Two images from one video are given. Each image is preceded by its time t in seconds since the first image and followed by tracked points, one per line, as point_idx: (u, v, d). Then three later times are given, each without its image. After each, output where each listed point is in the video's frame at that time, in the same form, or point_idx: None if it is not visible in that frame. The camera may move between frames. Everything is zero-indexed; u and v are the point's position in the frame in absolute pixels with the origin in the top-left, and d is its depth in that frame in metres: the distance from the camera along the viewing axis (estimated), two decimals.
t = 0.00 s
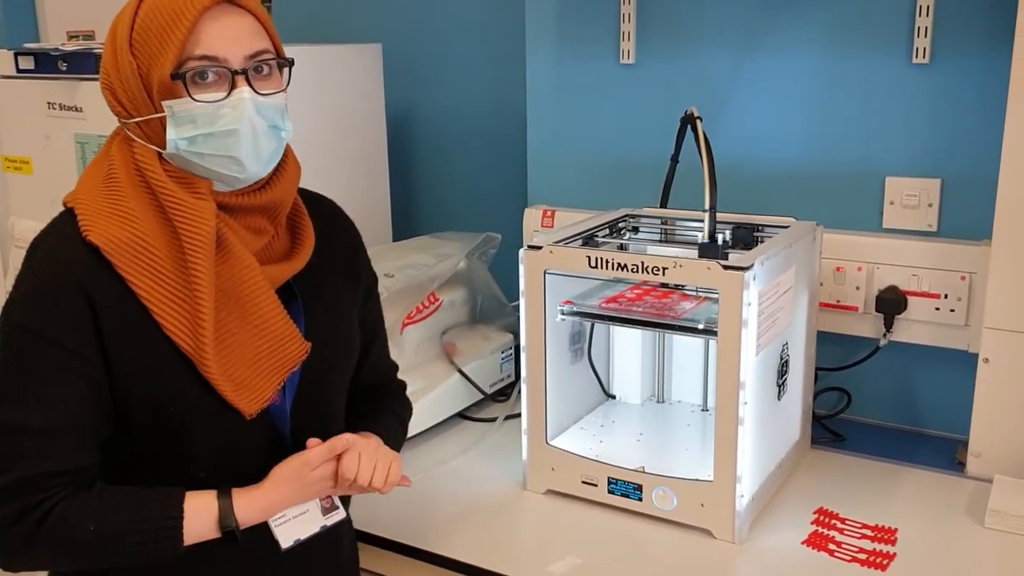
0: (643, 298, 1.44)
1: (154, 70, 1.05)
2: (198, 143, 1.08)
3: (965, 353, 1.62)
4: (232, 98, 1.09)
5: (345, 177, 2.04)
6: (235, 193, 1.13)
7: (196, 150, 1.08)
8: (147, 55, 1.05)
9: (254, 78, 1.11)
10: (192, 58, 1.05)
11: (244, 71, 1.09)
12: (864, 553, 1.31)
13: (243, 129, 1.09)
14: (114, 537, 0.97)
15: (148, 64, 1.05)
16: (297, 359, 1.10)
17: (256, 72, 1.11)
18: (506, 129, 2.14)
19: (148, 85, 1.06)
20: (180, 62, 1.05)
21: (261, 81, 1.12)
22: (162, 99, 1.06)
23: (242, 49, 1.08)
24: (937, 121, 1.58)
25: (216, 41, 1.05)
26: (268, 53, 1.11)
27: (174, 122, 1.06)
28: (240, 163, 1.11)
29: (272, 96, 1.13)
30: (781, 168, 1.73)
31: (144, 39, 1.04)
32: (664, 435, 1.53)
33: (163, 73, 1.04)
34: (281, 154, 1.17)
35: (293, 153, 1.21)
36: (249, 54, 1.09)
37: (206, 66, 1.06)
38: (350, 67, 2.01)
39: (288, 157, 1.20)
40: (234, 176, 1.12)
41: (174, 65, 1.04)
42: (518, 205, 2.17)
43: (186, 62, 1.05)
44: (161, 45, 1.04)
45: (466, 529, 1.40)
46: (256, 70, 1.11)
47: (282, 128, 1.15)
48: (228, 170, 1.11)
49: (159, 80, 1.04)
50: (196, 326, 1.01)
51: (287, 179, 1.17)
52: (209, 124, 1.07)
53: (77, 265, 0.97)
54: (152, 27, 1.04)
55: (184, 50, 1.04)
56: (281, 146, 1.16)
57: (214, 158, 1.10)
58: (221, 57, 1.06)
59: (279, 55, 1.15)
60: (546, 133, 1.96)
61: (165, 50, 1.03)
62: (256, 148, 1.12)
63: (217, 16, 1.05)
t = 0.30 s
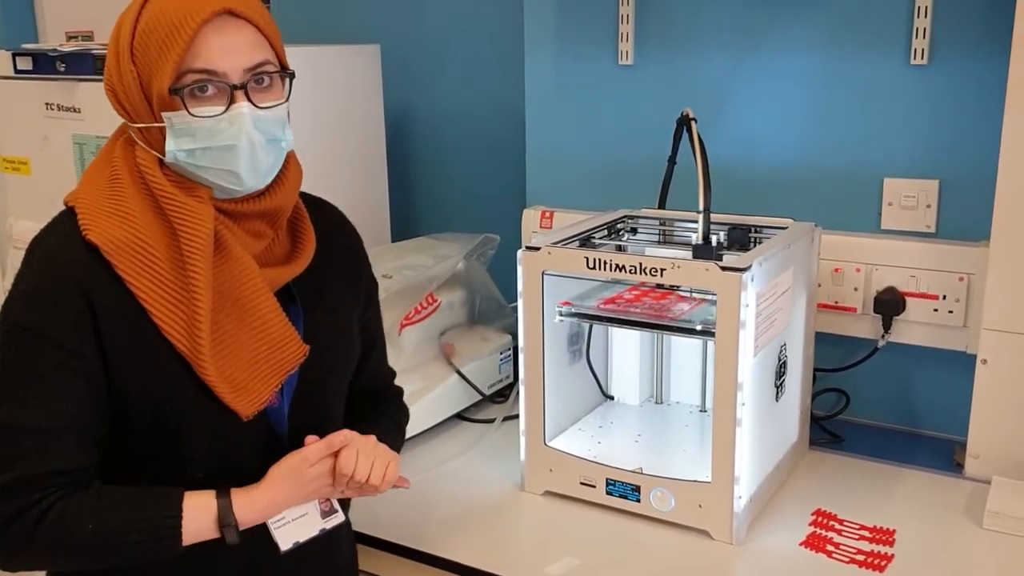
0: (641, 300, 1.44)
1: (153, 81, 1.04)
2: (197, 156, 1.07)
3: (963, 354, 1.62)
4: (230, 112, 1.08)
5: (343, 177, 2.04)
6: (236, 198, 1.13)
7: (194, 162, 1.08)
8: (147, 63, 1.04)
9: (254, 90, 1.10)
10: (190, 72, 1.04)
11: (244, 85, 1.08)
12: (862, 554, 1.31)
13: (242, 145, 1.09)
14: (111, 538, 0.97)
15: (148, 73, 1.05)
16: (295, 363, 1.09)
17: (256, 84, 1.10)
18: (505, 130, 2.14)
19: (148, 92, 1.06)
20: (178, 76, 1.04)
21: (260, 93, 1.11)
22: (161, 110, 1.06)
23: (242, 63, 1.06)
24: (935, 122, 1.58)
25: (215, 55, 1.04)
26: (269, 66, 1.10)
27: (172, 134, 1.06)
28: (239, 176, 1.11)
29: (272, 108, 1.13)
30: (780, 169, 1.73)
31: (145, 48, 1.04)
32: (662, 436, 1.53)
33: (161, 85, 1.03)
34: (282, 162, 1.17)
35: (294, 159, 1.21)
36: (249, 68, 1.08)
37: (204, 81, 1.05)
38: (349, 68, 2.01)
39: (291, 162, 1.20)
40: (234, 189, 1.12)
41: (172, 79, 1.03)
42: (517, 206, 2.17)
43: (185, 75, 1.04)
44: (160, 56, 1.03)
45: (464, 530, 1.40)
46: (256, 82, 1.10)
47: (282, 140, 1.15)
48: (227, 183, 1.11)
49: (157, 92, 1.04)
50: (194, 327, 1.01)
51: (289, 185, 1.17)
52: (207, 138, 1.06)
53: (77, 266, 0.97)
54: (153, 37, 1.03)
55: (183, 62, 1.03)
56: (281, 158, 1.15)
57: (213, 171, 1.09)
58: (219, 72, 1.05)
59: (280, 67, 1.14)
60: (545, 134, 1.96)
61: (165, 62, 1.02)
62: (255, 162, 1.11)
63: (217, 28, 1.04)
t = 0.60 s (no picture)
0: (642, 300, 1.43)
1: (158, 80, 1.04)
2: (201, 156, 1.07)
3: (964, 354, 1.62)
4: (237, 113, 1.08)
5: (344, 178, 2.04)
6: (237, 199, 1.13)
7: (198, 162, 1.07)
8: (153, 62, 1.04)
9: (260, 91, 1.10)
10: (197, 71, 1.04)
11: (250, 86, 1.07)
12: (862, 555, 1.30)
13: (247, 145, 1.08)
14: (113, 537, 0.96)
15: (153, 72, 1.04)
16: (295, 366, 1.09)
17: (263, 85, 1.10)
18: (505, 130, 2.14)
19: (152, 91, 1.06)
20: (185, 75, 1.03)
21: (266, 94, 1.11)
22: (166, 110, 1.05)
23: (249, 63, 1.06)
24: (936, 122, 1.57)
25: (222, 54, 1.04)
26: (276, 66, 1.10)
27: (177, 134, 1.06)
28: (243, 177, 1.10)
29: (278, 109, 1.12)
30: (781, 169, 1.73)
31: (151, 46, 1.03)
32: (662, 436, 1.53)
33: (168, 83, 1.03)
34: (286, 162, 1.16)
35: (296, 160, 1.20)
36: (256, 68, 1.07)
37: (211, 80, 1.04)
38: (349, 68, 2.01)
39: (292, 163, 1.19)
40: (237, 189, 1.11)
41: (179, 78, 1.03)
42: (517, 207, 2.17)
43: (191, 75, 1.04)
44: (166, 55, 1.02)
45: (464, 530, 1.40)
46: (262, 83, 1.09)
47: (287, 142, 1.14)
48: (230, 183, 1.10)
49: (163, 91, 1.04)
50: (194, 329, 1.01)
51: (291, 187, 1.16)
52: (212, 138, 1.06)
53: (77, 267, 0.97)
54: (159, 35, 1.02)
55: (190, 62, 1.03)
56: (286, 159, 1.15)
57: (217, 172, 1.09)
58: (226, 72, 1.05)
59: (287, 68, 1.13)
60: (545, 134, 1.96)
61: (171, 61, 1.02)
62: (260, 163, 1.10)
63: (225, 28, 1.04)
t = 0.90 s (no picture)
0: (643, 301, 1.43)
1: (213, 70, 1.00)
2: (255, 142, 1.07)
3: (966, 356, 1.62)
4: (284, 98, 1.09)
5: (345, 179, 2.04)
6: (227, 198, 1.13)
7: (251, 151, 1.07)
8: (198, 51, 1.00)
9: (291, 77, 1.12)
10: (255, 56, 1.04)
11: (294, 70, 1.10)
12: (864, 557, 1.30)
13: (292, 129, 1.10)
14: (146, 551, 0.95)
15: (202, 63, 1.00)
16: (308, 365, 1.12)
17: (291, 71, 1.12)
18: (507, 131, 2.14)
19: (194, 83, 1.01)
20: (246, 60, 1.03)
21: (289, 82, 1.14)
22: (220, 98, 1.03)
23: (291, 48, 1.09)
24: (938, 124, 1.57)
25: (274, 39, 1.06)
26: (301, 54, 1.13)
27: (233, 122, 1.04)
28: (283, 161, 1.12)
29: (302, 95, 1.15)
30: (783, 170, 1.73)
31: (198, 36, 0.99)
32: (663, 438, 1.53)
33: (236, 68, 1.01)
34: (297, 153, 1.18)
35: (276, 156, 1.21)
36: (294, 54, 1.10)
37: (267, 65, 1.06)
38: (350, 69, 2.01)
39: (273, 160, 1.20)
40: (273, 175, 1.12)
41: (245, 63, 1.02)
42: (519, 208, 2.17)
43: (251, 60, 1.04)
44: (222, 43, 1.00)
45: (467, 532, 1.40)
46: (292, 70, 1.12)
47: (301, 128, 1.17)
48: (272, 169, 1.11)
49: (224, 80, 1.01)
50: (223, 339, 1.00)
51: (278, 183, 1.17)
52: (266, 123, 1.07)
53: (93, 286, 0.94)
54: (210, 24, 0.99)
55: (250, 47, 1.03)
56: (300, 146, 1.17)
57: (265, 157, 1.09)
58: (278, 56, 1.07)
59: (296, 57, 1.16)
60: (547, 135, 1.96)
61: (235, 49, 1.00)
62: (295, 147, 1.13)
63: (268, 17, 1.06)
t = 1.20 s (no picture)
0: (645, 302, 1.43)
1: (216, 63, 1.00)
2: (257, 132, 1.07)
3: (969, 357, 1.62)
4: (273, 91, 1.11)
5: (347, 179, 2.04)
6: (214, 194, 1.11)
7: (256, 142, 1.07)
8: (199, 46, 0.98)
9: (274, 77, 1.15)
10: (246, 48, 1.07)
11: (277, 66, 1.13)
12: (866, 558, 1.30)
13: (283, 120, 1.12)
14: (199, 560, 0.95)
15: (203, 58, 0.99)
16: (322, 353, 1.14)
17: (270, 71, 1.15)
18: (508, 132, 2.14)
19: (197, 78, 0.99)
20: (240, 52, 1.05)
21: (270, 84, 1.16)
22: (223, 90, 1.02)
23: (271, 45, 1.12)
24: (941, 124, 1.57)
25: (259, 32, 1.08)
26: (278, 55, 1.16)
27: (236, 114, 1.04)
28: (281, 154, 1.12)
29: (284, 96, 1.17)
30: (786, 171, 1.72)
31: (200, 28, 0.97)
32: (666, 439, 1.53)
33: (239, 59, 1.01)
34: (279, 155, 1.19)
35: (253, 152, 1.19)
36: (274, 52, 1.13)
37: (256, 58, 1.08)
38: (353, 69, 2.01)
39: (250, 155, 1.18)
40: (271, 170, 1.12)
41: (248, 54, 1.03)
42: (520, 209, 2.17)
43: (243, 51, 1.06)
44: (224, 34, 0.99)
45: (470, 533, 1.40)
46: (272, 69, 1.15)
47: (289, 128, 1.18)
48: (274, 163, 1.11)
49: (226, 70, 1.01)
50: (258, 337, 1.00)
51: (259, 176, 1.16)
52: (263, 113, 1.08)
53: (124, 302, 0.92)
54: (209, 15, 0.98)
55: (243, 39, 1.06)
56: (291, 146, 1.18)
57: (267, 149, 1.09)
58: (264, 49, 1.10)
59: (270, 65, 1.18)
60: (549, 136, 1.96)
61: (237, 40, 1.01)
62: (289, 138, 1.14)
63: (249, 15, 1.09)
